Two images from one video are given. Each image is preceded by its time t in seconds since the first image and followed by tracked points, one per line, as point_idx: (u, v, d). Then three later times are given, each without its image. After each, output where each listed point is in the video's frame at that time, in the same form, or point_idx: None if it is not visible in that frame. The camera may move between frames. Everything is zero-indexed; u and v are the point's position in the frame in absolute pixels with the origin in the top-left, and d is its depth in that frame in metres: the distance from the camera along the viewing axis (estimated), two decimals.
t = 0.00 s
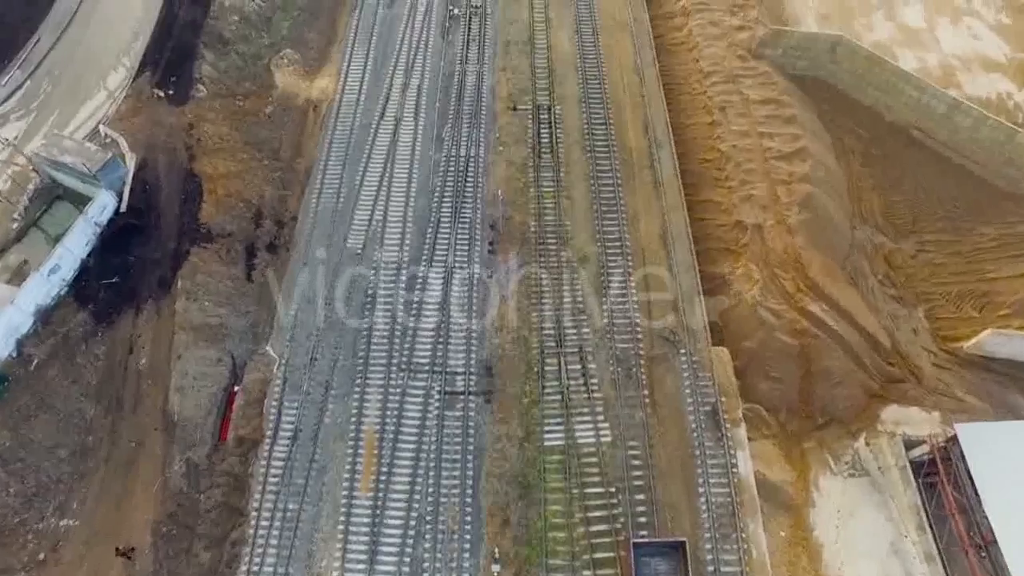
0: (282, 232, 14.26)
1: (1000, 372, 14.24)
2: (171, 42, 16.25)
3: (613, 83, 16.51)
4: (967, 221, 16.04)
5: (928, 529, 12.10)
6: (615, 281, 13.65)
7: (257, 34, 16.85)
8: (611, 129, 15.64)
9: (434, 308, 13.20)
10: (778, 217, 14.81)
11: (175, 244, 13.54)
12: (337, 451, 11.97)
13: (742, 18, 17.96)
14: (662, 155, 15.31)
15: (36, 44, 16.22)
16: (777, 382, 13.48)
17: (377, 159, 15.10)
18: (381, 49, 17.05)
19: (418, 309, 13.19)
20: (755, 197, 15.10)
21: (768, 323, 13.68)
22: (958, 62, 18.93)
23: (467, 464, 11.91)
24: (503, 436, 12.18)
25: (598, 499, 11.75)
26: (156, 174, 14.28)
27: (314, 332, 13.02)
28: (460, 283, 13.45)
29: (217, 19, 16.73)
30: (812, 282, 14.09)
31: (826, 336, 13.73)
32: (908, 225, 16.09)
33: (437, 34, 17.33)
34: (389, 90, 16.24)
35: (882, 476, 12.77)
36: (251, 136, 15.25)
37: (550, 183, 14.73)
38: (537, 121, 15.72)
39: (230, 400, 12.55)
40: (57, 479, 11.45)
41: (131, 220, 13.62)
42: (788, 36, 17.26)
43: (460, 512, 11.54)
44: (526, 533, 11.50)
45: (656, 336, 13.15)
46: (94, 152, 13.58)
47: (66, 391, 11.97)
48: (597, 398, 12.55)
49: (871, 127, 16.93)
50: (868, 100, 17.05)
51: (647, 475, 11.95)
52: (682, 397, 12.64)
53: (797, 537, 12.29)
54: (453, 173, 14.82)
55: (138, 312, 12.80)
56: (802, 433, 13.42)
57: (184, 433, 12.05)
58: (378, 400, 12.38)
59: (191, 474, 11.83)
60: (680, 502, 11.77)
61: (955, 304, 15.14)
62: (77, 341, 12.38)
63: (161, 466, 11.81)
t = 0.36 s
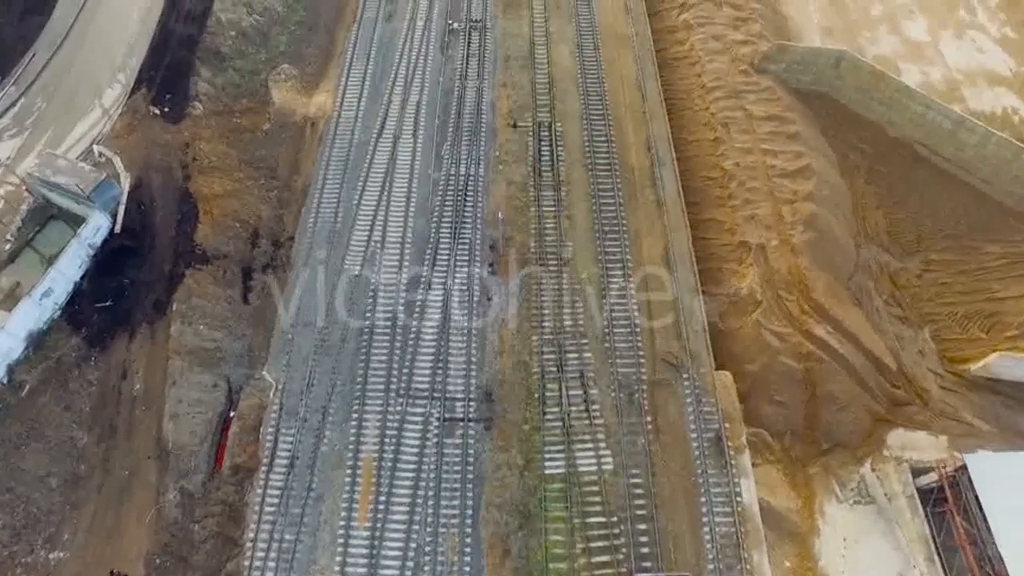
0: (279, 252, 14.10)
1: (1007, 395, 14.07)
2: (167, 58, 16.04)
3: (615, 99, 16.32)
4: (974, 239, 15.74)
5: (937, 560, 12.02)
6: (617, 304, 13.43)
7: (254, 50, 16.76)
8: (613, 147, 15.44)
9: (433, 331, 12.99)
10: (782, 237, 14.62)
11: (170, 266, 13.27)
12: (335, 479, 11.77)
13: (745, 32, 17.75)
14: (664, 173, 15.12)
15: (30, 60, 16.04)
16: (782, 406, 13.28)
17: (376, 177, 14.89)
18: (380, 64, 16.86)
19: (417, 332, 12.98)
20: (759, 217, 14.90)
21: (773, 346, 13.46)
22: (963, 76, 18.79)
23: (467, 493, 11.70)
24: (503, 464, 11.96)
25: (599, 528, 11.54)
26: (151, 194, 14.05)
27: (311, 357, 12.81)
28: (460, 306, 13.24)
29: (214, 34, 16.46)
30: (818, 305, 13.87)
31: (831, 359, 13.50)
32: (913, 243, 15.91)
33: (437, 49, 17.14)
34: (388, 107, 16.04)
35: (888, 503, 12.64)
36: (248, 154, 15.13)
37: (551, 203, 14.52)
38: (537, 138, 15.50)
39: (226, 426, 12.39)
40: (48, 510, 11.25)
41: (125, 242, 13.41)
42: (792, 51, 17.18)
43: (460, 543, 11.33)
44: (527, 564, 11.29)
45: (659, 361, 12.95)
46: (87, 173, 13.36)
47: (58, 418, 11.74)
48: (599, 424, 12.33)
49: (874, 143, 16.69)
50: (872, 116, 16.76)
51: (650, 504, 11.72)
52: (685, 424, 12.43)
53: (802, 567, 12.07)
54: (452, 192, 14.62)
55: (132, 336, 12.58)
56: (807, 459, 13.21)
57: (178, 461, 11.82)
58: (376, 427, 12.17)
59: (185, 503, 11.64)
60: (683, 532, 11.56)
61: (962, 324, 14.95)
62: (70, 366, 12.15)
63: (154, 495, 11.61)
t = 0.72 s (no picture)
0: (276, 273, 13.94)
1: (1014, 418, 13.88)
2: (163, 74, 15.82)
3: (617, 115, 16.12)
4: (979, 257, 15.59)
5: None
6: (618, 327, 13.21)
7: (252, 65, 16.50)
8: (614, 165, 15.24)
9: (432, 356, 12.79)
10: (786, 257, 14.43)
11: (165, 288, 13.05)
12: (332, 508, 11.57)
13: (746, 47, 17.66)
14: (666, 192, 14.93)
15: (24, 77, 15.86)
16: (786, 430, 13.06)
17: (374, 196, 14.70)
18: (378, 80, 16.68)
19: (416, 356, 12.78)
20: (763, 236, 14.66)
21: (777, 370, 13.25)
22: (967, 91, 18.61)
23: (466, 522, 11.50)
24: (503, 493, 11.77)
25: (601, 559, 11.32)
26: (146, 214, 13.84)
27: (308, 382, 12.62)
28: (459, 329, 13.04)
29: (211, 50, 16.22)
30: (822, 327, 13.69)
31: (837, 383, 13.28)
32: (918, 262, 15.66)
33: (435, 64, 16.95)
34: (386, 124, 15.85)
35: (895, 531, 12.40)
36: (244, 173, 14.93)
37: (552, 223, 14.32)
38: (537, 156, 15.30)
39: (221, 454, 12.20)
40: (38, 541, 11.03)
41: (120, 263, 13.18)
42: (796, 66, 17.02)
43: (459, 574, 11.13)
44: None
45: (661, 386, 12.75)
46: (80, 193, 13.10)
47: (49, 447, 11.48)
48: (601, 452, 12.14)
49: (879, 160, 16.52)
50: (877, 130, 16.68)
51: (652, 533, 11.52)
52: (688, 451, 12.24)
53: None
54: (451, 212, 14.41)
55: (126, 361, 12.35)
56: (812, 485, 13.04)
57: (172, 490, 11.60)
58: (374, 454, 11.97)
59: (180, 533, 11.43)
60: (687, 563, 11.35)
61: (969, 345, 14.70)
62: (62, 393, 11.89)
63: (148, 525, 11.38)
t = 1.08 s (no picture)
0: (272, 295, 13.74)
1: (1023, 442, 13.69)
2: (159, 92, 15.62)
3: (618, 132, 15.93)
4: (985, 277, 15.30)
5: None
6: (620, 352, 13.06)
7: (248, 81, 16.36)
8: (615, 183, 15.05)
9: (430, 381, 12.58)
10: (789, 278, 14.23)
11: (159, 312, 12.85)
12: (329, 538, 11.34)
13: (749, 62, 17.54)
14: (668, 211, 14.75)
15: (19, 94, 15.68)
16: (790, 456, 12.82)
17: (372, 216, 14.51)
18: (376, 96, 16.51)
19: (414, 381, 12.58)
20: (766, 256, 14.45)
21: (780, 394, 13.04)
22: (971, 105, 18.45)
23: (466, 552, 11.29)
24: (503, 522, 11.57)
25: None
26: (141, 236, 13.66)
27: (305, 407, 12.41)
28: (458, 354, 12.84)
29: (207, 67, 16.05)
30: (826, 351, 13.47)
31: (841, 408, 13.07)
32: (923, 282, 15.48)
33: (434, 80, 16.78)
34: (384, 141, 15.66)
35: (902, 559, 12.55)
36: (241, 192, 14.72)
37: (553, 243, 14.12)
38: (538, 174, 15.12)
39: (216, 481, 12.02)
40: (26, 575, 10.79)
41: (114, 286, 13.01)
42: (798, 83, 16.90)
43: None
44: None
45: (664, 412, 12.58)
46: (74, 215, 12.93)
47: (40, 476, 11.29)
48: (602, 480, 11.92)
49: (883, 177, 16.43)
50: (881, 148, 16.52)
51: (654, 564, 11.26)
52: (690, 477, 12.02)
53: None
54: (450, 232, 14.23)
55: (119, 387, 12.14)
56: (816, 512, 12.81)
57: (166, 519, 11.43)
58: (371, 482, 11.76)
59: (174, 564, 11.24)
60: None
61: (975, 368, 14.44)
62: (54, 420, 11.70)
63: (140, 556, 11.20)
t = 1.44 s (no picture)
0: (267, 317, 13.47)
1: None
2: (154, 108, 15.42)
3: (619, 149, 15.71)
4: (991, 298, 14.99)
5: None
6: (621, 376, 12.82)
7: (245, 97, 16.10)
8: (616, 202, 14.83)
9: (428, 406, 12.37)
10: (793, 299, 14.03)
11: (153, 335, 12.64)
12: (324, 569, 11.11)
13: (751, 76, 17.38)
14: (670, 230, 14.52)
15: (12, 110, 15.49)
16: (794, 482, 12.60)
17: (370, 236, 14.31)
18: (374, 112, 16.33)
19: (412, 406, 12.37)
20: (769, 276, 14.26)
21: (784, 419, 12.82)
22: (975, 120, 18.27)
23: None
24: (502, 553, 11.35)
25: None
26: (135, 256, 13.45)
27: (301, 433, 12.20)
28: (457, 378, 12.62)
29: (203, 83, 15.84)
30: (831, 374, 13.25)
31: (846, 433, 12.87)
32: (928, 301, 15.28)
33: (433, 95, 16.60)
34: (382, 158, 15.47)
35: None
36: (236, 210, 14.46)
37: (552, 264, 13.92)
38: (538, 193, 14.91)
39: (210, 509, 11.77)
40: None
41: (107, 309, 12.79)
42: (800, 98, 16.70)
43: None
44: None
45: (665, 438, 12.35)
46: (66, 236, 12.75)
47: (29, 506, 11.08)
48: (603, 508, 11.70)
49: (886, 193, 16.14)
50: (885, 164, 16.15)
51: None
52: (693, 505, 11.82)
53: None
54: (449, 252, 14.03)
55: (111, 413, 11.91)
56: (821, 539, 12.55)
57: (158, 550, 11.21)
58: (368, 510, 11.55)
59: None
60: None
61: (981, 390, 14.27)
62: (43, 448, 11.49)
63: None
